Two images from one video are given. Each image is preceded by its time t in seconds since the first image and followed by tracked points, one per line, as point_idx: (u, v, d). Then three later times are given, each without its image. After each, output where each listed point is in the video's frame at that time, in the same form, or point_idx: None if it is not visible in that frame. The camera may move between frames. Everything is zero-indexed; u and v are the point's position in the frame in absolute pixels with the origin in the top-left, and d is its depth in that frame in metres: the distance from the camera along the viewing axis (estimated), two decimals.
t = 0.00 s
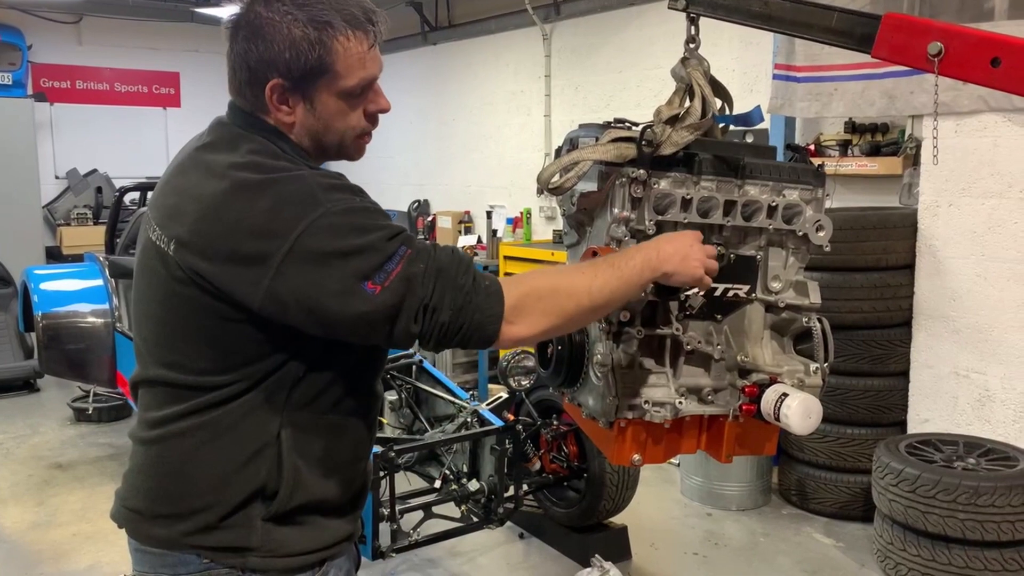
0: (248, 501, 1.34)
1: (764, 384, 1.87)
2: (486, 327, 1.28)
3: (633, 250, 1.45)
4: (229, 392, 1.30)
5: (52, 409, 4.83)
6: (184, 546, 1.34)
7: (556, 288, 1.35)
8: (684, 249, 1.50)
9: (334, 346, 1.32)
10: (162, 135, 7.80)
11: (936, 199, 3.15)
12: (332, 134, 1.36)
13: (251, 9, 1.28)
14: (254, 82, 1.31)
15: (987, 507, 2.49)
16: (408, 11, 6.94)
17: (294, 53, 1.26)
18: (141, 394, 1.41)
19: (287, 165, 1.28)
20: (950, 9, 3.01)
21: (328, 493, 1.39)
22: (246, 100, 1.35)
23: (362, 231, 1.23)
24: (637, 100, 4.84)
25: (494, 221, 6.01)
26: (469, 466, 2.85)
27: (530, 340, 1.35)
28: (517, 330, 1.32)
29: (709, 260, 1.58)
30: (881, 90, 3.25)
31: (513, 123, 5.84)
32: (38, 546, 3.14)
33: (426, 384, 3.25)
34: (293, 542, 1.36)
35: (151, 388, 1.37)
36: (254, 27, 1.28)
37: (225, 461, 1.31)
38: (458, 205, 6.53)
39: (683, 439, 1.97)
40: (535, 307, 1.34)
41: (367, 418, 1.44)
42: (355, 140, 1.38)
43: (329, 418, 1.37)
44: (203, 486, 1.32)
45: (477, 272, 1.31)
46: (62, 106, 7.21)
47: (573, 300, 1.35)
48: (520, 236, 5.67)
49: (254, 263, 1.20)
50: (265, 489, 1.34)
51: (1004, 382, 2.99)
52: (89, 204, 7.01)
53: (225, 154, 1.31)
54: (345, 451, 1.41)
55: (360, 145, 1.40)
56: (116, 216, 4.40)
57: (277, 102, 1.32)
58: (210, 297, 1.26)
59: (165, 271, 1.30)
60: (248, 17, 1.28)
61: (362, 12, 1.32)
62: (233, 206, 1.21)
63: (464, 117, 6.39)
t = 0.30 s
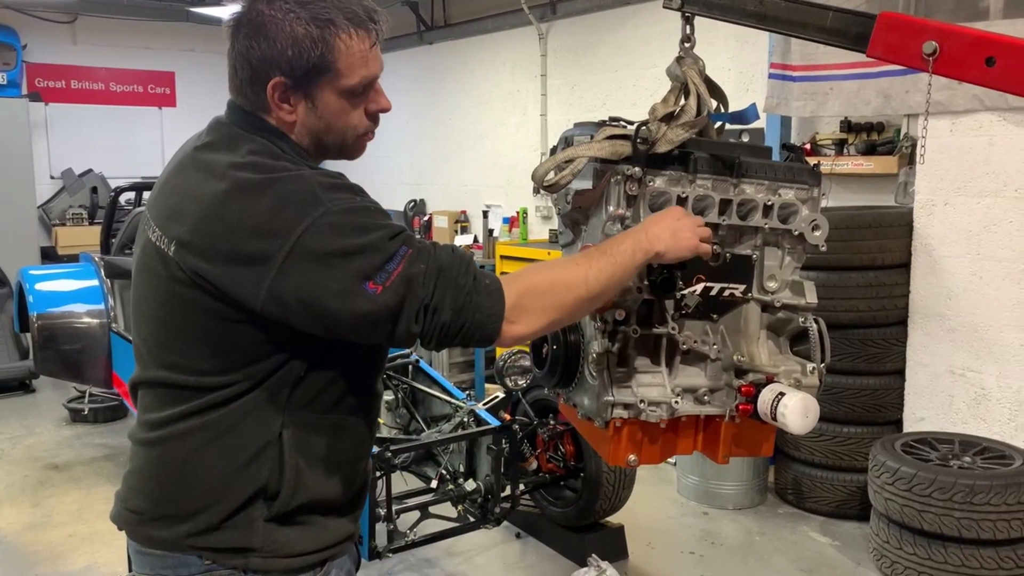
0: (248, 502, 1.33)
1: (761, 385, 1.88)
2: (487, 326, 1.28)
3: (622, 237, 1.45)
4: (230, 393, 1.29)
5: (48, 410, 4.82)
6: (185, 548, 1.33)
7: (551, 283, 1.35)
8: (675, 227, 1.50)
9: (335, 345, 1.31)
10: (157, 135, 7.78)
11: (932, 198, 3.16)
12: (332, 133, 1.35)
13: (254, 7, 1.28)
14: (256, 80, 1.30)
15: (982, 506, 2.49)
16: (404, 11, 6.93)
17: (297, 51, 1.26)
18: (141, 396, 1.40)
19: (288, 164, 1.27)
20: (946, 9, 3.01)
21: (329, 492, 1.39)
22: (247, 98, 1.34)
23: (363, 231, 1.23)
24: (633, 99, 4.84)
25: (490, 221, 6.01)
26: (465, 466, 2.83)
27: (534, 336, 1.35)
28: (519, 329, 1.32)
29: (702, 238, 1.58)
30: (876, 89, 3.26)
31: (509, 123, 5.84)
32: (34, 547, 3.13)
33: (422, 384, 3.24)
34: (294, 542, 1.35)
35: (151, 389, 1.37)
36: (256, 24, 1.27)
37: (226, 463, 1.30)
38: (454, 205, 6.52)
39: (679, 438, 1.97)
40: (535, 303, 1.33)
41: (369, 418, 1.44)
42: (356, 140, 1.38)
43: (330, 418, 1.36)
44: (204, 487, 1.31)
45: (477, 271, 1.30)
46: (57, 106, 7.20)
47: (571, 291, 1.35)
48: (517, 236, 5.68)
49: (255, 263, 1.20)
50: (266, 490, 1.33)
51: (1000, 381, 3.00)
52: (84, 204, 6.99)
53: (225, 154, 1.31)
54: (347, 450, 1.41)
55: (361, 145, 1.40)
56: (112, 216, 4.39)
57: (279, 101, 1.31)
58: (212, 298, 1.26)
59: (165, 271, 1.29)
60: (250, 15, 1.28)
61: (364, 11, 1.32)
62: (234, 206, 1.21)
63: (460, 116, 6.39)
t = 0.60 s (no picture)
0: (249, 505, 1.33)
1: (755, 384, 1.87)
2: (460, 364, 1.27)
3: (602, 275, 1.40)
4: (227, 394, 1.29)
5: (45, 411, 4.81)
6: (186, 549, 1.33)
7: (526, 324, 1.31)
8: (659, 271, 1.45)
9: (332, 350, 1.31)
10: (154, 135, 7.77)
11: (929, 197, 3.16)
12: (332, 132, 1.35)
13: (256, 3, 1.28)
14: (256, 76, 1.30)
15: (980, 504, 2.50)
16: (401, 11, 6.93)
17: (299, 47, 1.26)
18: (140, 396, 1.40)
19: (287, 165, 1.27)
20: (942, 8, 3.02)
21: (330, 494, 1.39)
22: (248, 94, 1.34)
23: (357, 244, 1.22)
24: (630, 99, 4.84)
25: (488, 221, 6.01)
26: (463, 466, 2.84)
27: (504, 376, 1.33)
28: (492, 368, 1.31)
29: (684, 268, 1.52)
30: (873, 88, 3.26)
31: (506, 123, 5.84)
32: (32, 548, 3.12)
33: (419, 384, 3.24)
34: (296, 543, 1.36)
35: (150, 389, 1.37)
36: (258, 21, 1.27)
37: (226, 465, 1.30)
38: (452, 205, 6.52)
39: (673, 438, 1.98)
40: (506, 346, 1.31)
41: (368, 420, 1.45)
42: (354, 139, 1.38)
43: (329, 420, 1.37)
44: (204, 489, 1.31)
45: (461, 307, 1.30)
46: (53, 106, 7.18)
47: (543, 335, 1.32)
48: (514, 236, 5.68)
49: (248, 267, 1.20)
50: (267, 493, 1.33)
51: (997, 380, 3.00)
52: (81, 205, 6.98)
53: (224, 154, 1.30)
54: (347, 452, 1.41)
55: (359, 144, 1.40)
56: (108, 217, 4.39)
57: (279, 97, 1.31)
58: (208, 300, 1.26)
59: (163, 272, 1.29)
60: (252, 11, 1.28)
61: (366, 10, 1.33)
62: (231, 208, 1.21)
63: (457, 116, 6.38)
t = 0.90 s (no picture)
0: (249, 506, 1.33)
1: (752, 384, 1.87)
2: (401, 407, 1.27)
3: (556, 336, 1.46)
4: (222, 395, 1.29)
5: (43, 413, 4.80)
6: (186, 550, 1.33)
7: (477, 378, 1.36)
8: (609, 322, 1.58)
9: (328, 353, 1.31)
10: (152, 136, 7.76)
11: (927, 197, 3.16)
12: (332, 131, 1.35)
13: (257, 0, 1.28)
14: (256, 73, 1.30)
15: (978, 504, 2.50)
16: (399, 11, 6.92)
17: (299, 44, 1.26)
18: (139, 396, 1.40)
19: (286, 166, 1.27)
20: (940, 8, 3.02)
21: (329, 497, 1.38)
22: (247, 92, 1.33)
23: (346, 259, 1.22)
24: (628, 99, 4.84)
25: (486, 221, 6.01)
26: (462, 466, 2.84)
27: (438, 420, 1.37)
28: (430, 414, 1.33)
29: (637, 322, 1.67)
30: (871, 88, 3.26)
31: (504, 123, 5.84)
32: (31, 550, 3.12)
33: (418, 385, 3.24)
34: (296, 544, 1.35)
35: (148, 389, 1.37)
36: (259, 18, 1.27)
37: (224, 466, 1.30)
38: (450, 205, 6.52)
39: (671, 438, 1.98)
40: (454, 397, 1.34)
41: (366, 422, 1.44)
42: (354, 138, 1.38)
43: (327, 422, 1.36)
44: (203, 489, 1.31)
45: (424, 352, 1.30)
46: (50, 107, 7.16)
47: (488, 390, 1.37)
48: (512, 236, 5.68)
49: (238, 272, 1.20)
50: (266, 495, 1.33)
51: (995, 379, 3.01)
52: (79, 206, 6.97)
53: (222, 154, 1.31)
54: (346, 453, 1.41)
55: (358, 143, 1.40)
56: (107, 218, 4.38)
57: (279, 94, 1.31)
58: (201, 301, 1.25)
59: (160, 271, 1.29)
60: (253, 8, 1.28)
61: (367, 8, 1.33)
62: (225, 209, 1.21)
63: (456, 117, 6.39)
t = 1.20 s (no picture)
0: (241, 506, 1.33)
1: (753, 385, 1.88)
2: (411, 393, 1.29)
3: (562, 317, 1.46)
4: (214, 395, 1.29)
5: (43, 414, 4.80)
6: (180, 549, 1.34)
7: (484, 359, 1.36)
8: (618, 306, 1.54)
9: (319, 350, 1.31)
10: (152, 137, 7.76)
11: (926, 198, 3.17)
12: (332, 135, 1.35)
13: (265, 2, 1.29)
14: (259, 74, 1.30)
15: (977, 505, 2.50)
16: (398, 12, 6.92)
17: (303, 46, 1.26)
18: (133, 396, 1.40)
19: (275, 165, 1.27)
20: (938, 9, 3.03)
21: (323, 497, 1.38)
22: (250, 93, 1.34)
23: (337, 254, 1.22)
24: (628, 100, 4.84)
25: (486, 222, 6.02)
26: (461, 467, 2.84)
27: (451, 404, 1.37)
28: (443, 398, 1.34)
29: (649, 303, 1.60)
30: (869, 90, 3.27)
31: (504, 124, 5.84)
32: (31, 551, 3.11)
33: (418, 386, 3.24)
34: (289, 545, 1.35)
35: (142, 390, 1.37)
36: (265, 20, 1.28)
37: (216, 466, 1.30)
38: (450, 206, 6.52)
39: (673, 439, 1.98)
40: (461, 378, 1.35)
41: (360, 422, 1.44)
42: (355, 144, 1.38)
43: (319, 422, 1.36)
44: (196, 489, 1.31)
45: (426, 337, 1.31)
46: (49, 109, 7.16)
47: (497, 370, 1.36)
48: (512, 237, 5.69)
49: (228, 268, 1.20)
50: (257, 495, 1.33)
51: (994, 380, 3.01)
52: (79, 208, 6.97)
53: (214, 155, 1.31)
54: (340, 453, 1.40)
55: (358, 149, 1.39)
56: (106, 219, 4.38)
57: (281, 94, 1.31)
58: (192, 299, 1.25)
59: (153, 271, 1.29)
60: (260, 10, 1.29)
61: (374, 17, 1.34)
62: (215, 207, 1.22)
63: (455, 118, 6.39)
